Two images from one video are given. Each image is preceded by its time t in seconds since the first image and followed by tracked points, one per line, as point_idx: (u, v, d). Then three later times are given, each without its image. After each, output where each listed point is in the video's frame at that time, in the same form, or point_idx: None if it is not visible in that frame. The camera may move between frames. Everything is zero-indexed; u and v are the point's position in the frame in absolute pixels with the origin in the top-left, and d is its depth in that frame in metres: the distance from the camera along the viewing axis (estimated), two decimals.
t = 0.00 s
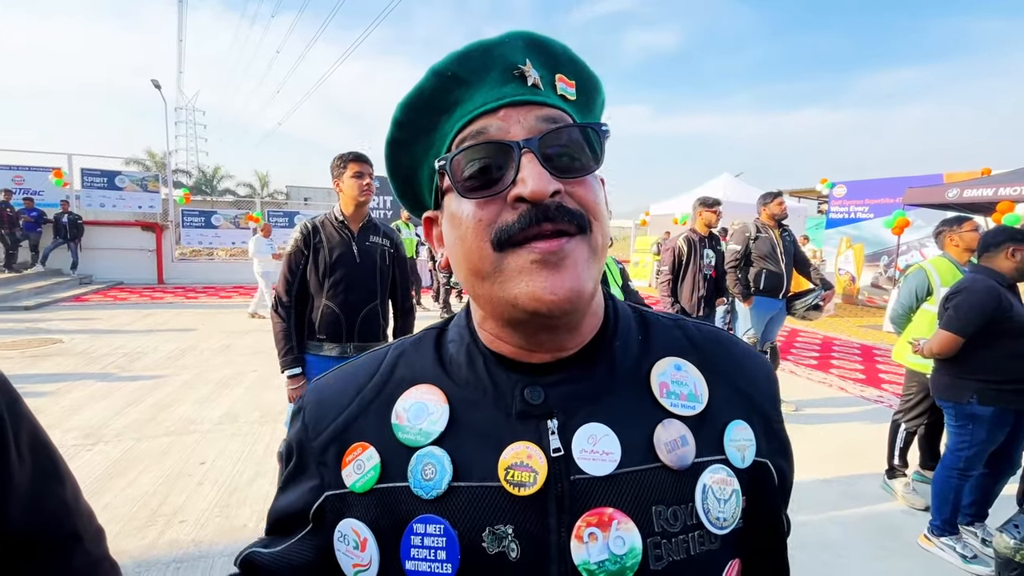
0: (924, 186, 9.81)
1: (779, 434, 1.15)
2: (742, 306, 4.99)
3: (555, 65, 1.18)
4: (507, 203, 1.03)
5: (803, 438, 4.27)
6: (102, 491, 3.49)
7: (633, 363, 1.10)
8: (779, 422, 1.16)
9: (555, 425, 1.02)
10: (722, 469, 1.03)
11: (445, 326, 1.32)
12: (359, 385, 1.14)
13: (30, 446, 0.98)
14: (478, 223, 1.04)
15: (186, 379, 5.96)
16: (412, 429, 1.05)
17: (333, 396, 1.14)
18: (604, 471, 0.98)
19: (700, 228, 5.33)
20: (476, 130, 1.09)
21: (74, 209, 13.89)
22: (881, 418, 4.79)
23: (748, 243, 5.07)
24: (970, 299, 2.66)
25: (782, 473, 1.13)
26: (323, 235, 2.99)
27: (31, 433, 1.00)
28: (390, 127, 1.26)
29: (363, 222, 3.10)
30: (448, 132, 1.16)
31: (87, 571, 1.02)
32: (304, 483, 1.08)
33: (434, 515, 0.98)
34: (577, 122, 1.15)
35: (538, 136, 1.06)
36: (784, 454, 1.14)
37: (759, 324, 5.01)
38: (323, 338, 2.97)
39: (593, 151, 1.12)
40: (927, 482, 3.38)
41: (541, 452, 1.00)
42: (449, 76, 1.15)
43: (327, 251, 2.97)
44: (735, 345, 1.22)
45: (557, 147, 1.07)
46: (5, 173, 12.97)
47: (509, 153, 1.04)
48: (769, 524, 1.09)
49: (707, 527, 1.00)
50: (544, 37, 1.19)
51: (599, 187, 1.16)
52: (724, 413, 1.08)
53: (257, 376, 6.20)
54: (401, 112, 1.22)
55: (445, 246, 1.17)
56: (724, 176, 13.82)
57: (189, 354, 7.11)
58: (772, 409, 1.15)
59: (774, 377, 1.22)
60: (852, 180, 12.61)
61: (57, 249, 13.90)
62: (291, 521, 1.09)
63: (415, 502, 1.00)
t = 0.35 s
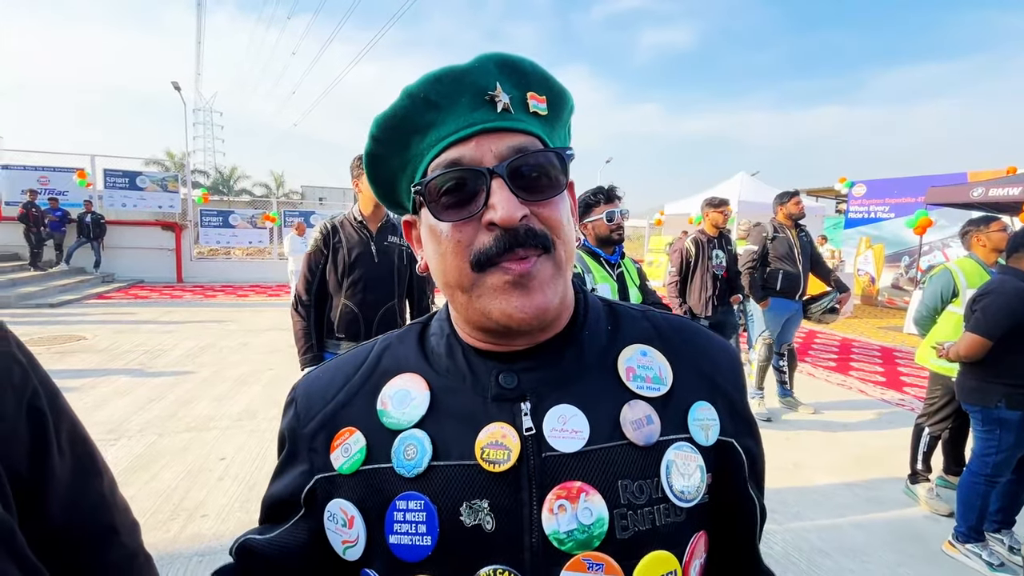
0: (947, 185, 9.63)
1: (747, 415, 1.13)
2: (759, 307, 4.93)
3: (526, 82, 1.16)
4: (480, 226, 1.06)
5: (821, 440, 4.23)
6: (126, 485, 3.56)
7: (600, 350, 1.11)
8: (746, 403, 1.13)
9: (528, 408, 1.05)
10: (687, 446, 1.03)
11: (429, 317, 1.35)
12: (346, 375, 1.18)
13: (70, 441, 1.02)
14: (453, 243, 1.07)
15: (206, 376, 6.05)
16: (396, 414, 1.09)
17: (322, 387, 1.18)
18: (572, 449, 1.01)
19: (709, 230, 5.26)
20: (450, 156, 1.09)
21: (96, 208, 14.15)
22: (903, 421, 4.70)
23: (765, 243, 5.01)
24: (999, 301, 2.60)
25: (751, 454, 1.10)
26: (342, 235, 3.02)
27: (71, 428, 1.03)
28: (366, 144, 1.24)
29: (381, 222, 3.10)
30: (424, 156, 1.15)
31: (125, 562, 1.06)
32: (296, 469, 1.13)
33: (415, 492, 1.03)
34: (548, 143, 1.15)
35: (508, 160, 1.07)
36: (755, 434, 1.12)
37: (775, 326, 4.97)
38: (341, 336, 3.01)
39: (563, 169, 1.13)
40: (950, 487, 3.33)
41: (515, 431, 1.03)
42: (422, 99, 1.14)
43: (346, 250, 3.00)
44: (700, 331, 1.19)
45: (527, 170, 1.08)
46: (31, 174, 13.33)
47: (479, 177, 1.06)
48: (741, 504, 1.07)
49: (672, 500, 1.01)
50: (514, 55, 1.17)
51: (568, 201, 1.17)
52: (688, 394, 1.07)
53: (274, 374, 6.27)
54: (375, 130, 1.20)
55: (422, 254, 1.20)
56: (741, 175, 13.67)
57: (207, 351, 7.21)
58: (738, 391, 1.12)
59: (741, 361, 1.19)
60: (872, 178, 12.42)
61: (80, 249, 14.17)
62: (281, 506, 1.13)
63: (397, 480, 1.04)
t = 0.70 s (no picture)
0: (972, 184, 9.43)
1: (774, 410, 1.09)
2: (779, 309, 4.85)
3: (526, 88, 1.15)
4: (486, 229, 1.06)
5: (840, 444, 4.16)
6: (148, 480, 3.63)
7: (617, 348, 1.10)
8: (772, 398, 1.10)
9: (545, 406, 1.05)
10: (707, 443, 1.01)
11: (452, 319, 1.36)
12: (375, 377, 1.19)
13: (106, 437, 1.07)
14: (461, 246, 1.08)
15: (225, 374, 6.14)
16: (420, 414, 1.10)
17: (355, 387, 1.19)
18: (589, 446, 1.01)
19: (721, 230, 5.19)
20: (455, 164, 1.10)
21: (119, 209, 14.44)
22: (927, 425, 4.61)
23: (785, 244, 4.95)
24: None
25: (779, 449, 1.07)
26: (360, 236, 3.05)
27: (106, 425, 1.08)
28: (379, 161, 1.26)
29: (398, 223, 3.09)
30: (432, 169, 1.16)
31: (154, 556, 1.10)
32: (334, 468, 1.15)
33: (438, 488, 1.04)
34: (551, 145, 1.14)
35: (510, 163, 1.07)
36: (783, 429, 1.09)
37: (796, 326, 4.88)
38: (358, 336, 3.03)
39: (567, 168, 1.12)
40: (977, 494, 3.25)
41: (532, 429, 1.03)
42: (426, 112, 1.14)
43: (364, 251, 3.02)
44: (721, 327, 1.17)
45: (529, 171, 1.08)
46: (58, 176, 13.66)
47: (482, 181, 1.07)
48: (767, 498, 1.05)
49: (693, 497, 1.00)
50: (513, 64, 1.17)
51: (575, 200, 1.16)
52: (709, 390, 1.05)
53: (291, 372, 6.34)
54: (385, 147, 1.22)
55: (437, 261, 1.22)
56: (758, 175, 13.54)
57: (226, 350, 7.32)
58: (762, 387, 1.09)
59: (766, 355, 1.16)
60: (893, 177, 12.21)
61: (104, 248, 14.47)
62: (322, 503, 1.15)
63: (422, 478, 1.05)
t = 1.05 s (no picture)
0: (994, 182, 9.25)
1: (805, 415, 1.08)
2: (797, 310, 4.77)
3: (554, 82, 1.14)
4: (511, 225, 1.05)
5: (860, 447, 4.09)
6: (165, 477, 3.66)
7: (646, 350, 1.09)
8: (803, 401, 1.08)
9: (573, 409, 1.04)
10: (739, 448, 0.99)
11: (474, 319, 1.35)
12: (397, 376, 1.18)
13: (128, 433, 1.13)
14: (487, 243, 1.07)
15: (240, 373, 6.20)
16: (444, 414, 1.09)
17: (377, 386, 1.19)
18: (619, 451, 0.99)
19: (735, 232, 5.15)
20: (482, 160, 1.09)
21: (138, 211, 14.66)
22: (949, 428, 4.52)
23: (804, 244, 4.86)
24: None
25: (810, 455, 1.05)
26: (374, 236, 3.06)
27: (129, 423, 1.14)
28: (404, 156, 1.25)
29: (411, 223, 3.11)
30: (458, 164, 1.15)
31: (175, 550, 1.15)
32: (354, 468, 1.14)
33: (464, 491, 1.03)
34: (579, 140, 1.12)
35: (538, 159, 1.06)
36: (814, 433, 1.08)
37: (814, 328, 4.79)
38: (372, 335, 3.04)
39: (595, 164, 1.10)
40: (1001, 500, 3.19)
41: (560, 433, 1.02)
42: (453, 107, 1.13)
43: (377, 251, 3.02)
44: (751, 328, 1.15)
45: (557, 167, 1.07)
46: (78, 178, 13.91)
47: (508, 177, 1.06)
48: (798, 504, 1.04)
49: (724, 504, 0.98)
50: (540, 56, 1.15)
51: (603, 196, 1.14)
52: (740, 394, 1.03)
53: (305, 372, 6.38)
54: (410, 142, 1.21)
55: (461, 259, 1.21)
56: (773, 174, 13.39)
57: (242, 349, 7.39)
58: (794, 391, 1.07)
59: (797, 358, 1.14)
60: (912, 176, 12.02)
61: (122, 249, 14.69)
62: (343, 502, 1.15)
63: (448, 479, 1.05)
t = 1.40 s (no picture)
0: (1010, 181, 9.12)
1: (815, 419, 1.06)
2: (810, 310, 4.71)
3: (600, 86, 1.15)
4: (558, 226, 1.02)
5: (873, 450, 4.03)
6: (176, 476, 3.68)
7: (657, 351, 1.07)
8: (813, 405, 1.06)
9: (584, 409, 1.02)
10: (750, 451, 0.98)
11: (482, 317, 1.33)
12: (403, 372, 1.17)
13: (141, 433, 1.14)
14: (529, 242, 1.03)
15: (250, 373, 6.23)
16: (452, 412, 1.07)
17: (381, 381, 1.18)
18: (629, 452, 0.98)
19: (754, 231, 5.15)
20: (531, 154, 1.06)
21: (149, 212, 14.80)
22: (964, 430, 4.45)
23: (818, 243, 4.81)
24: None
25: (821, 460, 1.03)
26: (381, 237, 3.06)
27: (142, 423, 1.16)
28: (435, 135, 1.20)
29: (419, 224, 3.11)
30: (498, 153, 1.11)
31: (187, 551, 1.16)
32: (356, 462, 1.14)
33: (472, 490, 1.02)
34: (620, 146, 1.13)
35: (591, 161, 1.04)
36: (825, 438, 1.05)
37: (828, 328, 4.71)
38: (380, 336, 3.04)
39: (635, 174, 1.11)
40: (1017, 505, 3.16)
41: (571, 433, 1.00)
42: (501, 95, 1.11)
43: (385, 251, 3.02)
44: (761, 332, 1.13)
45: (604, 172, 1.06)
46: (92, 180, 14.07)
47: (560, 175, 1.03)
48: (808, 509, 1.01)
49: (734, 508, 0.96)
50: (590, 57, 1.16)
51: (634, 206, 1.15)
52: (751, 397, 1.02)
53: (314, 372, 6.40)
54: (448, 123, 1.17)
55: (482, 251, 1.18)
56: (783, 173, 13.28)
57: (251, 349, 7.43)
58: (804, 395, 1.06)
59: (807, 363, 1.12)
60: (925, 175, 11.88)
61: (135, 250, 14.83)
62: (344, 497, 1.14)
63: (455, 478, 1.03)
